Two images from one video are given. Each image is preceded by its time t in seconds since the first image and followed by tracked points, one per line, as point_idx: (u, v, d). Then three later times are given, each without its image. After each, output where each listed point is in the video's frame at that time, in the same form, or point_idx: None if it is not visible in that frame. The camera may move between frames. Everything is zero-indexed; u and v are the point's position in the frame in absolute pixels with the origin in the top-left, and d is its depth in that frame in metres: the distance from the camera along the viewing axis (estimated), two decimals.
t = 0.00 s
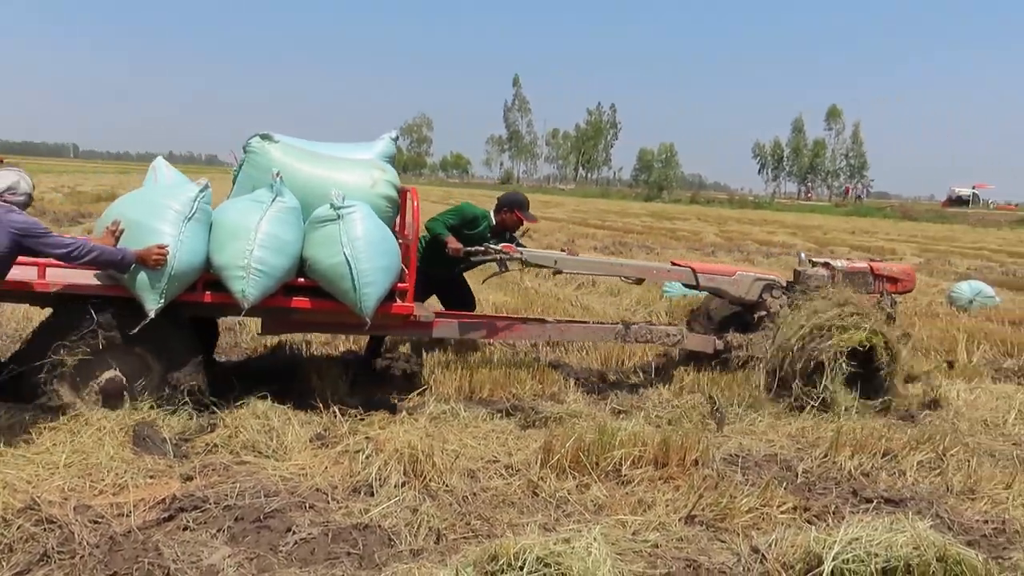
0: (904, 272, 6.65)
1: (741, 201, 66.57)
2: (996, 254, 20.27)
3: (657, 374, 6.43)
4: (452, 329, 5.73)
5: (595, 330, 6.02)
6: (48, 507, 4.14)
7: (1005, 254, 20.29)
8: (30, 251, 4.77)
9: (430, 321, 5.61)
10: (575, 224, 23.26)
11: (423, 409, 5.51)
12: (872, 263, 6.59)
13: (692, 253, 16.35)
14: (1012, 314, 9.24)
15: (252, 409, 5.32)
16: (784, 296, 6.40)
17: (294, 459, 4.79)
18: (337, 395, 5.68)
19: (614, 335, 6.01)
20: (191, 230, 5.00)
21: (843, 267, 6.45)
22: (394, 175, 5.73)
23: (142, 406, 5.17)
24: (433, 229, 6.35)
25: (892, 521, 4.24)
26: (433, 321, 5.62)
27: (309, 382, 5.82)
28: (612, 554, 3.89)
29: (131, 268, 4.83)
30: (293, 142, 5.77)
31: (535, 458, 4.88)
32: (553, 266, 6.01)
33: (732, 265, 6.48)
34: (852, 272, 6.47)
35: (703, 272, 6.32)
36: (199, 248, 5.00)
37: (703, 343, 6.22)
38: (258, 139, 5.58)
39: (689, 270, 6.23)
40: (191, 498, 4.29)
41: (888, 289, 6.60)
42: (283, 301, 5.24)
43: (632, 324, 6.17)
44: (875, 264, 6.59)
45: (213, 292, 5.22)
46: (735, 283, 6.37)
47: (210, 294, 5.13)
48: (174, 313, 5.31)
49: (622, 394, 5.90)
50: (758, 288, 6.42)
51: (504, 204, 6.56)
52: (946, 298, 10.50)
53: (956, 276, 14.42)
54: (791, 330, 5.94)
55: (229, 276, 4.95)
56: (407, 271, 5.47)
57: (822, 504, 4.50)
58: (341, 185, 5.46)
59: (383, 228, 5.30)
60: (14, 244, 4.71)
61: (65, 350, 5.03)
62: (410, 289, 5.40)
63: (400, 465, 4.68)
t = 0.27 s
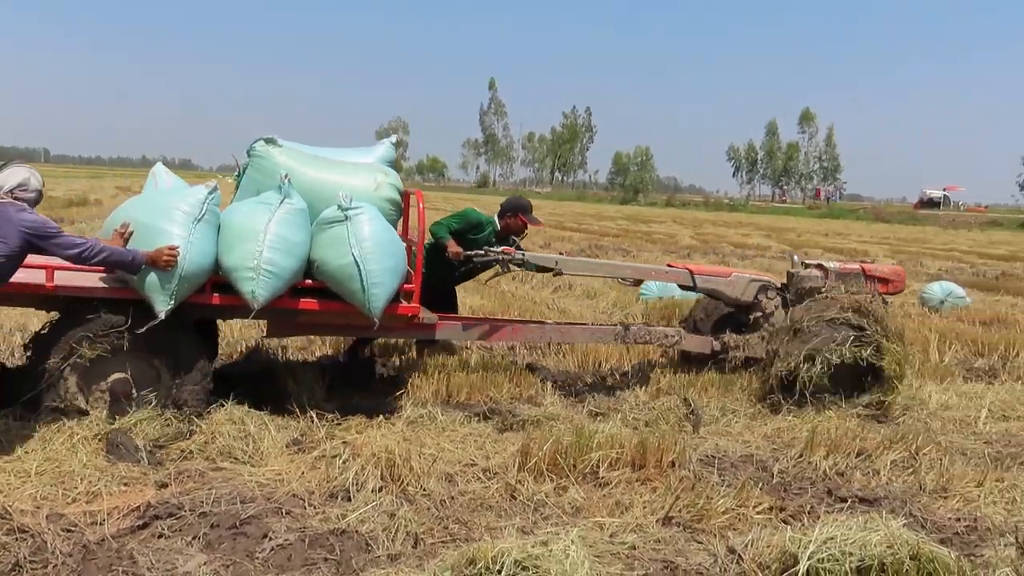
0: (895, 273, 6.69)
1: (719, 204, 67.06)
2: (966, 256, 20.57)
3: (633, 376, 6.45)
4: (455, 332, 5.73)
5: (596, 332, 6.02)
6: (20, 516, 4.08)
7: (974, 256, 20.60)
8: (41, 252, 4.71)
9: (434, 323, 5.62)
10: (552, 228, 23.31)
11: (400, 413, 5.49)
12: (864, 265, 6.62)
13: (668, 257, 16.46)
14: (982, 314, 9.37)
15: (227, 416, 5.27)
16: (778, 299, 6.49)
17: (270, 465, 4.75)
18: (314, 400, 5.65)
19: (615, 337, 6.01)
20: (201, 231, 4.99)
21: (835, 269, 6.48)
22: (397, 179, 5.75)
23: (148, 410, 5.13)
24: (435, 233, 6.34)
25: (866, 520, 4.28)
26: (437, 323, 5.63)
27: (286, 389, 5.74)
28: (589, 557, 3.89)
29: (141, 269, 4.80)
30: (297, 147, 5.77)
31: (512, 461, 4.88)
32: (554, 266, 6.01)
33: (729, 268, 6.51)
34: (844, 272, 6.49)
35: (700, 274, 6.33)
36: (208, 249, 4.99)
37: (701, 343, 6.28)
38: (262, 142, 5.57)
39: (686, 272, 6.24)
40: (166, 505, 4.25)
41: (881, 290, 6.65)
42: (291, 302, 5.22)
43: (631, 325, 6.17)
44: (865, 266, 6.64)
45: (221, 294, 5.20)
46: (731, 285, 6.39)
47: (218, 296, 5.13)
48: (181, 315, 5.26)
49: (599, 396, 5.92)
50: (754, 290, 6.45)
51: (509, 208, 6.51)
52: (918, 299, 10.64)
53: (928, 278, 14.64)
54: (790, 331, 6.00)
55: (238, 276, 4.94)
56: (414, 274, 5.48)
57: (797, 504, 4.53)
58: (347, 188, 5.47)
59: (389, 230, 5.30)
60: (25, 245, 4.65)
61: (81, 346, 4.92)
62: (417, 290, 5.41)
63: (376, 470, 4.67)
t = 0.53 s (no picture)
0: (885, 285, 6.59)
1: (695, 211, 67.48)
2: (938, 266, 20.84)
3: (609, 389, 6.47)
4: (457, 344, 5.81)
5: (595, 344, 6.06)
6: None
7: (946, 266, 20.86)
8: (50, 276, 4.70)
9: (434, 336, 5.72)
10: (529, 239, 23.32)
11: (376, 428, 5.46)
12: (856, 277, 6.50)
13: (644, 268, 16.54)
14: (953, 325, 9.48)
15: (201, 432, 5.21)
16: (774, 312, 6.48)
17: (245, 482, 4.71)
18: (290, 416, 5.61)
19: (614, 350, 6.07)
20: (209, 245, 5.02)
21: (829, 282, 6.35)
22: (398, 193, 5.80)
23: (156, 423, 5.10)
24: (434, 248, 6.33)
25: (842, 532, 4.31)
26: (438, 336, 5.72)
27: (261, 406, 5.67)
28: (567, 571, 3.89)
29: (150, 284, 4.82)
30: (298, 161, 5.78)
31: (489, 475, 4.87)
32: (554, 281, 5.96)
33: (722, 282, 6.53)
34: (838, 285, 6.36)
35: (696, 287, 6.33)
36: (216, 263, 5.01)
37: (698, 355, 6.35)
38: (264, 156, 5.57)
39: (683, 284, 6.24)
40: (139, 525, 4.19)
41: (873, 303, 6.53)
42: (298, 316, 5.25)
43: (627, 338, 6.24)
44: (858, 278, 6.52)
45: (227, 307, 5.21)
46: (726, 298, 6.43)
47: (224, 308, 5.13)
48: (188, 328, 5.27)
49: (576, 410, 5.92)
50: (749, 302, 6.48)
51: (502, 219, 6.49)
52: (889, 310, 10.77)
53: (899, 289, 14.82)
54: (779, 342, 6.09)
55: (246, 289, 4.96)
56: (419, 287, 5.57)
57: (773, 516, 4.56)
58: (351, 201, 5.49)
59: (394, 243, 5.37)
60: (34, 271, 4.65)
61: (102, 352, 4.93)
62: (423, 303, 5.52)
63: (353, 486, 4.64)
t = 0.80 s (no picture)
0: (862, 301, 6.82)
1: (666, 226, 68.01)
2: (900, 281, 21.18)
3: (577, 405, 6.48)
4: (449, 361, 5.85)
5: (582, 361, 6.20)
6: None
7: (906, 281, 21.22)
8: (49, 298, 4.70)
9: (428, 353, 5.74)
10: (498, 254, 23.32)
11: (342, 446, 5.42)
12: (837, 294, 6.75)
13: (611, 283, 16.62)
14: (915, 339, 9.63)
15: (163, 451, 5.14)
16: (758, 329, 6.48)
17: (208, 502, 4.64)
18: (254, 433, 5.56)
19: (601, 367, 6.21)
20: (206, 263, 5.06)
21: (812, 300, 6.55)
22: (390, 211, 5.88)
23: (140, 447, 5.08)
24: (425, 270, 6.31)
25: (807, 545, 4.34)
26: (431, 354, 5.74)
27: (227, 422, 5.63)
28: None
29: (148, 302, 4.83)
30: (291, 180, 5.81)
31: (457, 493, 4.85)
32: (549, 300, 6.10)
33: (710, 299, 6.51)
34: (820, 303, 6.57)
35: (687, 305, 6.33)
36: (213, 281, 5.04)
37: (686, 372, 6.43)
38: (258, 174, 5.56)
39: (673, 303, 6.24)
40: (99, 547, 4.11)
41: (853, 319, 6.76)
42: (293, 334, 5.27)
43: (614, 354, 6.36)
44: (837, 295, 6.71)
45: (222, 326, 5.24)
46: (715, 316, 6.40)
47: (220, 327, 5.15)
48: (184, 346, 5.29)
49: (543, 427, 5.92)
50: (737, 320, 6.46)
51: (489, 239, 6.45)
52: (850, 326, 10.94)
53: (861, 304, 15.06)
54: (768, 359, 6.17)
55: (242, 307, 5.00)
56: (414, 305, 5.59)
57: (739, 531, 4.58)
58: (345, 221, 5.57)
59: (388, 262, 5.42)
60: (34, 294, 4.64)
61: (110, 368, 5.00)
62: (417, 322, 5.53)
63: (318, 505, 4.59)
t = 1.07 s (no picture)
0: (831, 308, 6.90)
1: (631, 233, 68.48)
2: (854, 289, 21.58)
3: (535, 413, 6.51)
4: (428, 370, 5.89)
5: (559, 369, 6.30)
6: None
7: (859, 289, 21.63)
8: (30, 298, 4.58)
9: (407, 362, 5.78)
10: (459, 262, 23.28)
11: (299, 456, 5.38)
12: (807, 302, 6.78)
13: (571, 292, 16.68)
14: (866, 345, 9.82)
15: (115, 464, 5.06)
16: (730, 336, 6.64)
17: (160, 516, 4.56)
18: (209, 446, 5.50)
19: (577, 373, 6.34)
20: (186, 273, 5.04)
21: (781, 308, 6.61)
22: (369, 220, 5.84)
23: (109, 463, 5.04)
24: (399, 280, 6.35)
25: (761, 549, 4.39)
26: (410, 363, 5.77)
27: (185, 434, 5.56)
28: None
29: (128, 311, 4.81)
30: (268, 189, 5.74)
31: (414, 502, 4.84)
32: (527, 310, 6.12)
33: (684, 307, 6.68)
34: (789, 310, 6.63)
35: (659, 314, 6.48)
36: (192, 291, 5.02)
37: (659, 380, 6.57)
38: (236, 182, 5.48)
39: (647, 311, 6.40)
40: (46, 563, 4.01)
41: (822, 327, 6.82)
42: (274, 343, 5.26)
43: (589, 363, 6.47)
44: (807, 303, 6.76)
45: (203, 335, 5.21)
46: (688, 324, 6.55)
47: (201, 337, 5.13)
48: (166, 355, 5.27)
49: (501, 435, 5.93)
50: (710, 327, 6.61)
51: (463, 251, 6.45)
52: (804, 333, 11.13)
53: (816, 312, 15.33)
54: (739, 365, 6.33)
55: (223, 317, 4.98)
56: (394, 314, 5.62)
57: (695, 537, 4.62)
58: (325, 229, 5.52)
59: (369, 271, 5.43)
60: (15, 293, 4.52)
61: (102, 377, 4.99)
62: (397, 331, 5.55)
63: (273, 517, 4.54)
